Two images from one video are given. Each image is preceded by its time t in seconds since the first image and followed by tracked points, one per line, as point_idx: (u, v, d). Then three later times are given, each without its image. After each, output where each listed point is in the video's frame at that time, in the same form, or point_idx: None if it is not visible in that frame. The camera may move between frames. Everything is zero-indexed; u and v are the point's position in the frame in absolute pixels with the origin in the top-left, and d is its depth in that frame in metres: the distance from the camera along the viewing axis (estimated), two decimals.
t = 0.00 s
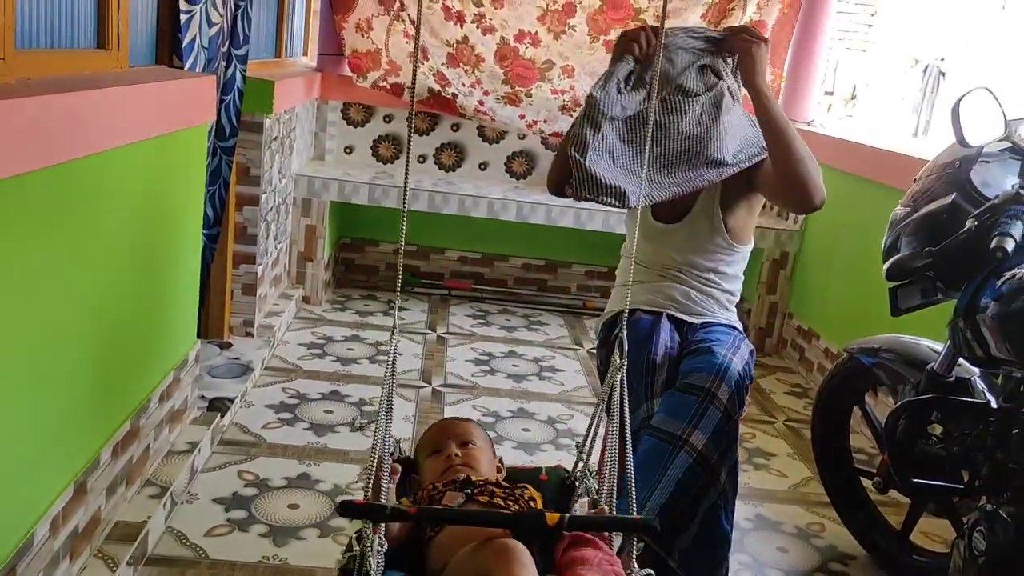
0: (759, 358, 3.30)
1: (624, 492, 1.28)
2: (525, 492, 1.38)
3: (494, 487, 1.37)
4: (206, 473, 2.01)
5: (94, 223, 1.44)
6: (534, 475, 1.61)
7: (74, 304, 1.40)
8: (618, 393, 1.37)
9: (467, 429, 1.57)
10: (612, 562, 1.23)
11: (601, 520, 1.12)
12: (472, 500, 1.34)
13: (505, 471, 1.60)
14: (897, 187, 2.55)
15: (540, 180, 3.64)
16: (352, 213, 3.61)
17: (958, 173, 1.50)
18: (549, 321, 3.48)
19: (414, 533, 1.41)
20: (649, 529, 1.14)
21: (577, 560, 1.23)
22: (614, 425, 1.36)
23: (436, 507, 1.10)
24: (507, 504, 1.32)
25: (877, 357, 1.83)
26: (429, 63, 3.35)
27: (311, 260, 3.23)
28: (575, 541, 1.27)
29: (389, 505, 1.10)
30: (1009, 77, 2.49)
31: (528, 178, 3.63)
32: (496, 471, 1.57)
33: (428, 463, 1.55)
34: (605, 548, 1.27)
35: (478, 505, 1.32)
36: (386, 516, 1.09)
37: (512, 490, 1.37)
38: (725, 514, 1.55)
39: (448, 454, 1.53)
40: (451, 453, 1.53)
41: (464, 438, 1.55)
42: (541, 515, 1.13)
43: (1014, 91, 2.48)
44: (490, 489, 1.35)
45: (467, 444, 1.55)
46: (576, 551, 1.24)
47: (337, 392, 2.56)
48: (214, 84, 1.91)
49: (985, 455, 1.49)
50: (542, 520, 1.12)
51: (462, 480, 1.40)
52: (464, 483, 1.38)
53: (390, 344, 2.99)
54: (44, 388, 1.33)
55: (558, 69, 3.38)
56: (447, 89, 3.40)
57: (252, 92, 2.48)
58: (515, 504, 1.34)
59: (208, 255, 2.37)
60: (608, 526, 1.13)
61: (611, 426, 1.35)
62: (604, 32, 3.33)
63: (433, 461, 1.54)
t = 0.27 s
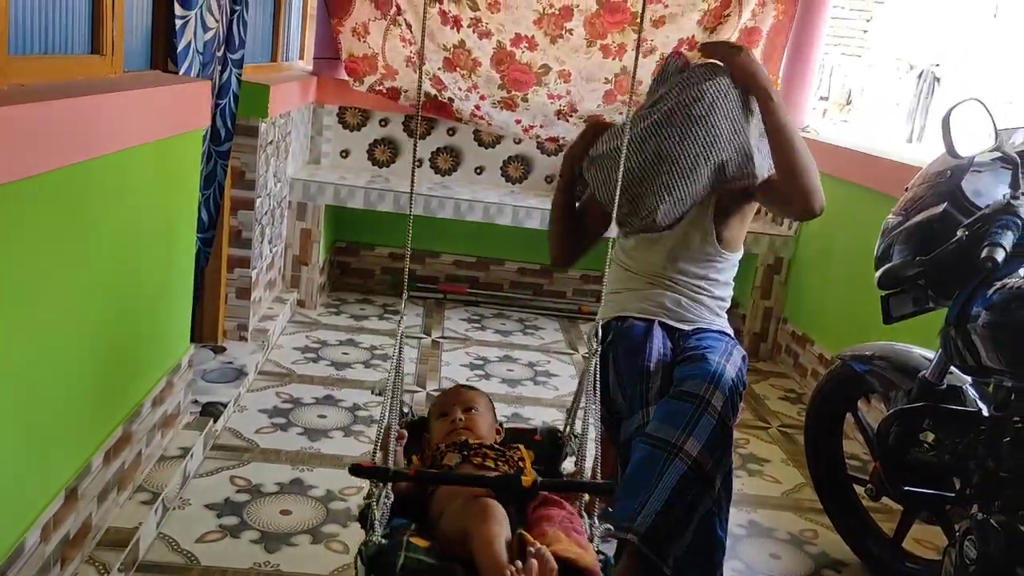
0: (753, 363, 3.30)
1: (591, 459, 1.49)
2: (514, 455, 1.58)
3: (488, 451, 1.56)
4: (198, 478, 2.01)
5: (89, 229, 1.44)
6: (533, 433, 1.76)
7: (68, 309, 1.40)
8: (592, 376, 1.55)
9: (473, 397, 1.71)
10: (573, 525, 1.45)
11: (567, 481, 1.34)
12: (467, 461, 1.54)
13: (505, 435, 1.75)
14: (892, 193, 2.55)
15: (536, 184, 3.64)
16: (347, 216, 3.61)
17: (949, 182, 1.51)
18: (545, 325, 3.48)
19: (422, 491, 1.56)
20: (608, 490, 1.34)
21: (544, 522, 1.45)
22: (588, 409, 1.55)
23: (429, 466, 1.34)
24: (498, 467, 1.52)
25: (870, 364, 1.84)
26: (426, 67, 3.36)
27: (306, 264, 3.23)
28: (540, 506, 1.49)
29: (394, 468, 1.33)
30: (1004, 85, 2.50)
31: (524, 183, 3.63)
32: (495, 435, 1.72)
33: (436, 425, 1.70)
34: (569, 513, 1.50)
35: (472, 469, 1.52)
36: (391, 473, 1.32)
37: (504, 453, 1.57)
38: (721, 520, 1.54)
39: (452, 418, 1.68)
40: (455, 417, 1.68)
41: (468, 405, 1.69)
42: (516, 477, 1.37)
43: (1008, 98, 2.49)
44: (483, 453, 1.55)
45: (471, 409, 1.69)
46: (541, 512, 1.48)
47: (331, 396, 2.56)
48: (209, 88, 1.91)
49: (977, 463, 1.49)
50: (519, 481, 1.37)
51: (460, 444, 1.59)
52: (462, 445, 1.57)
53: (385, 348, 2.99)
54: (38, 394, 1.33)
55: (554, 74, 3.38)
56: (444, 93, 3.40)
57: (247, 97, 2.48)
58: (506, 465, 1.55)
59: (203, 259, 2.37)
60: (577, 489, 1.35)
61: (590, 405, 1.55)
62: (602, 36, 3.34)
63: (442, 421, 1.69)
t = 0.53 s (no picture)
0: (751, 366, 3.30)
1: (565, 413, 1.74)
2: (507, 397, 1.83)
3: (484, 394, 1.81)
4: (196, 479, 2.01)
5: (88, 228, 1.44)
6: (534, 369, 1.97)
7: (67, 309, 1.40)
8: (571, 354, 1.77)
9: (480, 340, 1.91)
10: (546, 460, 1.60)
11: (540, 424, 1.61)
12: (465, 402, 1.78)
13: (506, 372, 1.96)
14: (890, 196, 2.56)
15: (534, 187, 3.64)
16: (346, 218, 3.61)
17: (947, 185, 1.51)
18: (543, 327, 3.49)
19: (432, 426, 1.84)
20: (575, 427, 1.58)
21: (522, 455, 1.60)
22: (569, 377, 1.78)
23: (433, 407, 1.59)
24: (492, 410, 1.77)
25: (868, 366, 1.84)
26: (425, 69, 3.35)
27: (304, 265, 3.23)
28: (520, 441, 1.63)
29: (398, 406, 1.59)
30: (1003, 88, 2.51)
31: (522, 185, 3.63)
32: (497, 372, 1.93)
33: (447, 361, 1.91)
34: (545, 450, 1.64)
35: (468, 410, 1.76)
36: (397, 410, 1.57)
37: (497, 395, 1.82)
38: (721, 524, 1.53)
39: (460, 357, 1.89)
40: (463, 357, 1.89)
41: (475, 347, 1.89)
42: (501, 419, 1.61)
43: (1006, 101, 2.49)
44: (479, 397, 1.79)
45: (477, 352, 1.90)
46: (521, 449, 1.61)
47: (329, 398, 2.56)
48: (207, 90, 1.91)
49: (974, 465, 1.49)
50: (500, 420, 1.61)
51: (461, 387, 1.83)
52: (463, 387, 1.82)
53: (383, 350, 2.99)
54: (36, 394, 1.33)
55: (553, 75, 3.39)
56: (443, 95, 3.41)
57: (245, 98, 2.48)
58: (499, 407, 1.80)
59: (201, 260, 2.37)
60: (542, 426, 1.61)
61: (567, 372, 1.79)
62: (601, 37, 3.34)
63: (450, 361, 1.91)
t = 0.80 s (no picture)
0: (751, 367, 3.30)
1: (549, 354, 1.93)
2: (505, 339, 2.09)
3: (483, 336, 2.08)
4: (196, 478, 2.01)
5: (89, 224, 1.44)
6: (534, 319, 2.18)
7: (69, 305, 1.40)
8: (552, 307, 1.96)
9: (486, 290, 2.19)
10: (531, 399, 1.82)
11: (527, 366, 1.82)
12: (467, 343, 2.07)
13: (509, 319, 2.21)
14: (890, 197, 2.56)
15: (534, 187, 3.63)
16: (346, 218, 3.61)
17: (950, 184, 1.52)
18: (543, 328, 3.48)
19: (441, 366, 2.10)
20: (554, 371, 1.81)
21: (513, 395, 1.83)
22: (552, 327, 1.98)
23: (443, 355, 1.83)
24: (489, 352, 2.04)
25: (869, 366, 1.84)
26: (425, 69, 3.35)
27: (304, 266, 3.22)
28: (511, 383, 1.86)
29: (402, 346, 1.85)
30: (1003, 89, 2.51)
31: (523, 185, 3.62)
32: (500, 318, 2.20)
33: (456, 306, 2.20)
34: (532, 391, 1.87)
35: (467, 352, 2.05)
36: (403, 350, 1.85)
37: (495, 337, 2.09)
38: (726, 522, 1.54)
39: (467, 304, 2.17)
40: (470, 303, 2.17)
41: (480, 295, 2.18)
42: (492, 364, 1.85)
43: (1006, 102, 2.50)
44: (480, 338, 2.07)
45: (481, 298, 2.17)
46: (511, 389, 1.84)
47: (329, 398, 2.55)
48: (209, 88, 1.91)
49: (977, 465, 1.49)
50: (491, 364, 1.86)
51: (463, 329, 2.11)
52: (466, 330, 2.11)
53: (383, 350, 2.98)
54: (37, 391, 1.32)
55: (554, 75, 3.39)
56: (444, 96, 3.40)
57: (246, 97, 2.48)
58: (496, 349, 2.06)
59: (202, 259, 2.36)
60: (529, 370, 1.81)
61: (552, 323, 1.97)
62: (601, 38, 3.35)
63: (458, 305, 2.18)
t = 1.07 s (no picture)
0: (752, 369, 3.30)
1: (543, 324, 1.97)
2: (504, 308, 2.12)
3: (483, 304, 2.11)
4: (198, 479, 2.00)
5: (92, 224, 1.44)
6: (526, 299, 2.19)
7: (72, 305, 1.40)
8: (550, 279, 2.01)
9: (492, 257, 2.17)
10: (520, 369, 1.88)
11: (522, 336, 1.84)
12: (466, 311, 2.11)
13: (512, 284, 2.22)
14: (892, 199, 2.56)
15: (535, 189, 3.64)
16: (347, 220, 3.60)
17: (955, 184, 1.51)
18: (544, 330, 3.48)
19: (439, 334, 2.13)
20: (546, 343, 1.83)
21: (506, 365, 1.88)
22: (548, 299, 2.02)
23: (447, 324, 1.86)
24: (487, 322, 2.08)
25: (872, 368, 1.83)
26: (426, 71, 3.35)
27: (305, 267, 3.22)
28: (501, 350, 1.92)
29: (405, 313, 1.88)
30: (1005, 91, 2.51)
31: (523, 187, 3.63)
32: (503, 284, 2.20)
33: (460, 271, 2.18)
34: (522, 358, 1.93)
35: (467, 321, 2.09)
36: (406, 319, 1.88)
37: (494, 306, 2.11)
38: (723, 522, 1.52)
39: (472, 269, 2.15)
40: (474, 268, 2.15)
41: (485, 262, 2.16)
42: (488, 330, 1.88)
43: (1007, 104, 2.50)
44: (479, 306, 2.10)
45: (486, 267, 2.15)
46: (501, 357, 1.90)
47: (331, 399, 2.55)
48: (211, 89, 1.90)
49: (982, 467, 1.48)
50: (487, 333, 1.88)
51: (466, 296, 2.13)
52: (467, 297, 2.13)
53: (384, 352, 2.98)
54: (39, 391, 1.32)
55: (554, 77, 3.39)
56: (445, 97, 3.40)
57: (248, 98, 2.48)
58: (494, 318, 2.10)
59: (203, 260, 2.36)
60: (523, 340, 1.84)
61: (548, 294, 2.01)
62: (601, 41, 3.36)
63: (463, 272, 2.16)
